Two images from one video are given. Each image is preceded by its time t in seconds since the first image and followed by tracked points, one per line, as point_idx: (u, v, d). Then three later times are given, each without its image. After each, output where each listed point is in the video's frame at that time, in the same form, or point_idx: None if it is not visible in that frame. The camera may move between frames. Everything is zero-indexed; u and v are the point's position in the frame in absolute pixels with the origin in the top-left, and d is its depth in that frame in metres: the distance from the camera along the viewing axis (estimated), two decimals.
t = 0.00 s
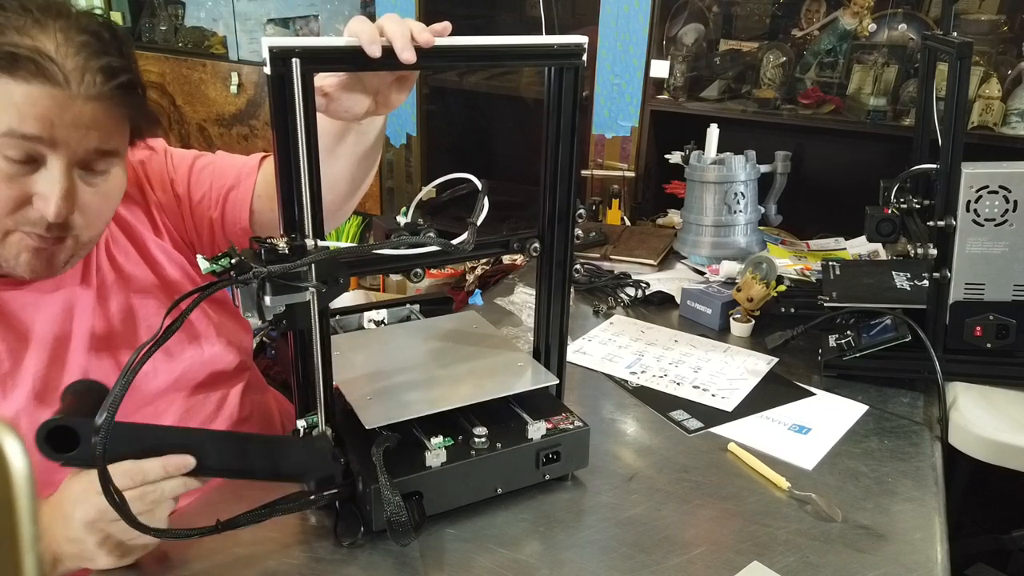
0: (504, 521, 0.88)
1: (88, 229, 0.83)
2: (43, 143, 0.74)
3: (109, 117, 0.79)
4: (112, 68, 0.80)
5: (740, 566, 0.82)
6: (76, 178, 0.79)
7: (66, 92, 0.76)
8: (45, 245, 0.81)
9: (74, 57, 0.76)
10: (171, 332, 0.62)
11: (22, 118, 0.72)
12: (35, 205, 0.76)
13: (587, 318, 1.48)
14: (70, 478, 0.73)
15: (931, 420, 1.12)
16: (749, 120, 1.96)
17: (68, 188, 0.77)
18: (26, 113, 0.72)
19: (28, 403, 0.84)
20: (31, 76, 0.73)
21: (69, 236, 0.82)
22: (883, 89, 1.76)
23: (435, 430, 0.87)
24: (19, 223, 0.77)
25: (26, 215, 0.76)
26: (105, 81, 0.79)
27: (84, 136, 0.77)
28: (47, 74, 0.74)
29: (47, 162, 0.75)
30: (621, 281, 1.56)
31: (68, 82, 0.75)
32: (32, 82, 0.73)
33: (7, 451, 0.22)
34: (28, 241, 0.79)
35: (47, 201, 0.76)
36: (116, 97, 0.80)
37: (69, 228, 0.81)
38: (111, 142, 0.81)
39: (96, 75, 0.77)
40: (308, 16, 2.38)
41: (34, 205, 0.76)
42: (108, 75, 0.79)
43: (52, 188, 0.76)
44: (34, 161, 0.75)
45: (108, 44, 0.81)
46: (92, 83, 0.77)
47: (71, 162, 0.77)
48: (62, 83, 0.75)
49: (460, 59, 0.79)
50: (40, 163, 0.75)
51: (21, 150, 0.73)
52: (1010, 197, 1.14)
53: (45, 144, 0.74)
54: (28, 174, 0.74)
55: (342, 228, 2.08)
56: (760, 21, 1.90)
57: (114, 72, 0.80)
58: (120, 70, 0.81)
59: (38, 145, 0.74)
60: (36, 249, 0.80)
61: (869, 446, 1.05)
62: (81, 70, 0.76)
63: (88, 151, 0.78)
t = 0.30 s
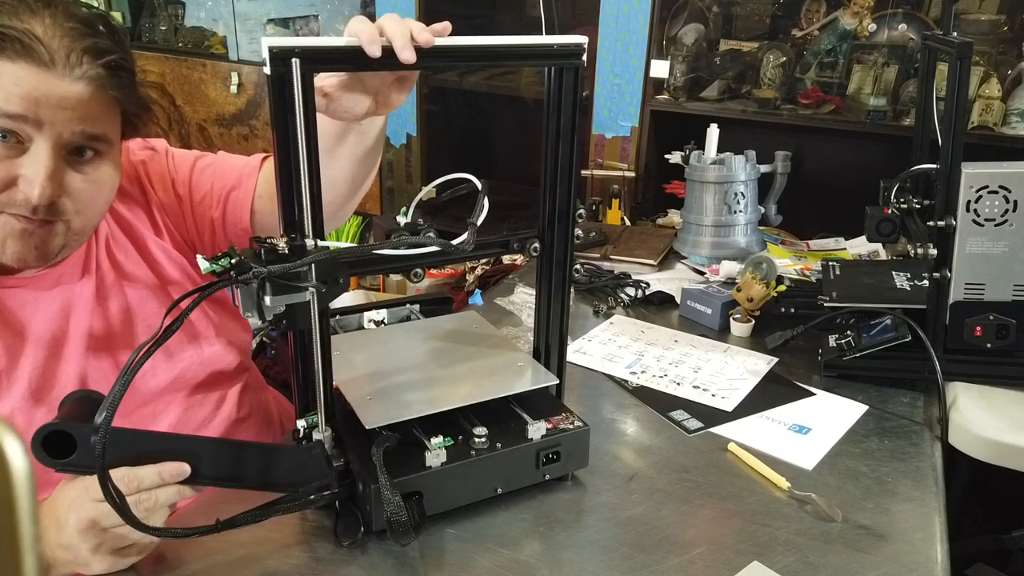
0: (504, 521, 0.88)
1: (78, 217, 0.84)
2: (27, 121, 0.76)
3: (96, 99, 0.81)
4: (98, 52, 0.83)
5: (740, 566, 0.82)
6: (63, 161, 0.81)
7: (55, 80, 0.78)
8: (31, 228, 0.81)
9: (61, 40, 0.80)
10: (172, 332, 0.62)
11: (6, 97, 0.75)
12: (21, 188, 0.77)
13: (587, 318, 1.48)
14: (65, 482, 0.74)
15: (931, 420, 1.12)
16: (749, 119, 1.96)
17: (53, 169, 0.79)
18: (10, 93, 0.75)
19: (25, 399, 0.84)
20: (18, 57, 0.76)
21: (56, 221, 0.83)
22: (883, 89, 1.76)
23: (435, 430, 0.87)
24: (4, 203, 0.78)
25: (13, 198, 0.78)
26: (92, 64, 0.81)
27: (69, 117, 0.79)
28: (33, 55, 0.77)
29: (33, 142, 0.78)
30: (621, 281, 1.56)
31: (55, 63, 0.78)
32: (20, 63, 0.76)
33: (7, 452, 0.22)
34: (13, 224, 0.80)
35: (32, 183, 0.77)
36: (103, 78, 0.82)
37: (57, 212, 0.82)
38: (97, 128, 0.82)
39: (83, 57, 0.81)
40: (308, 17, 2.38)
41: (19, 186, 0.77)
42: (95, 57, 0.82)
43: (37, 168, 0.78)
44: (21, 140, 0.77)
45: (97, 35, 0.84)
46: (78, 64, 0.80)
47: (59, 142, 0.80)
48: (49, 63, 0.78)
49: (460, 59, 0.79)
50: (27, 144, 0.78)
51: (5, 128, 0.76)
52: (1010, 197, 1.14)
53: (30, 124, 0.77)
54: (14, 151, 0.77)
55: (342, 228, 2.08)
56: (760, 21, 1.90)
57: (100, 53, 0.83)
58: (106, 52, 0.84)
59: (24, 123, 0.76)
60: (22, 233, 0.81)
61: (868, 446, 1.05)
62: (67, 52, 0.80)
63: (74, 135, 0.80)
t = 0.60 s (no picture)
0: (504, 521, 0.88)
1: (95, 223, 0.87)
2: (49, 151, 0.77)
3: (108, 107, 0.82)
4: (108, 68, 0.82)
5: (740, 566, 0.82)
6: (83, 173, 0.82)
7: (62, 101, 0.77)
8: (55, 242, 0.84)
9: (67, 61, 0.78)
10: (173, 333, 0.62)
11: (27, 129, 0.75)
12: (48, 209, 0.80)
13: (587, 318, 1.48)
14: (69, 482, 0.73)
15: (931, 420, 1.12)
16: (749, 119, 1.96)
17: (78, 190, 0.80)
18: (30, 123, 0.75)
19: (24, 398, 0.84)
20: (30, 86, 0.75)
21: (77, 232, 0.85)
22: (883, 89, 1.76)
23: (435, 431, 0.87)
24: (32, 226, 0.80)
25: (40, 219, 0.80)
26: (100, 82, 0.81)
27: (87, 138, 0.80)
28: (45, 82, 0.75)
29: (54, 167, 0.78)
30: (621, 281, 1.56)
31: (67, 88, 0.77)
32: (32, 92, 0.75)
33: (7, 451, 0.22)
34: (41, 243, 0.82)
35: (60, 204, 0.79)
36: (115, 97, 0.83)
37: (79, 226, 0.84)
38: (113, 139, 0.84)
39: (94, 79, 0.80)
40: (308, 16, 2.38)
41: (45, 208, 0.79)
42: (104, 76, 0.81)
43: (63, 191, 0.79)
44: (40, 166, 0.78)
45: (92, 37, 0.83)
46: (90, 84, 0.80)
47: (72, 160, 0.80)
48: (62, 88, 0.77)
49: (460, 59, 0.79)
50: (46, 169, 0.78)
51: (28, 160, 0.76)
52: (1010, 197, 1.14)
53: (53, 151, 0.77)
54: (34, 179, 0.78)
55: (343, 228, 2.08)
56: (760, 21, 1.90)
57: (110, 73, 0.82)
58: (115, 71, 0.83)
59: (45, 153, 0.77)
60: (47, 249, 0.83)
61: (868, 446, 1.05)
62: (76, 74, 0.78)
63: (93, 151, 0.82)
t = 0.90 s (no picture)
0: (504, 521, 0.88)
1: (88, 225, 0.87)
2: (38, 161, 0.76)
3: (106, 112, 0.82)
4: (95, 74, 0.80)
5: (740, 566, 0.82)
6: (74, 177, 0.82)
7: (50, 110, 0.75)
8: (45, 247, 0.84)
9: (51, 67, 0.77)
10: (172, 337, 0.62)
11: (14, 140, 0.74)
12: (37, 216, 0.79)
13: (587, 318, 1.48)
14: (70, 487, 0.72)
15: (931, 420, 1.12)
16: (749, 120, 1.96)
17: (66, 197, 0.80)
18: (16, 134, 0.74)
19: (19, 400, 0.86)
20: (13, 97, 0.73)
21: (68, 236, 0.85)
22: (883, 89, 1.76)
23: (435, 430, 0.87)
24: (21, 230, 0.80)
25: (29, 224, 0.80)
26: (89, 89, 0.79)
27: (76, 144, 0.79)
28: (29, 92, 0.74)
29: (41, 174, 0.78)
30: (621, 281, 1.56)
31: (53, 97, 0.75)
32: (18, 102, 0.73)
33: (7, 451, 0.22)
34: (31, 248, 0.82)
35: (49, 210, 0.79)
36: (102, 102, 0.80)
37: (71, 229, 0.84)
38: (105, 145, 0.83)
39: (80, 84, 0.78)
40: (308, 17, 2.38)
41: (35, 214, 0.79)
42: (91, 82, 0.79)
43: (53, 199, 0.79)
44: (27, 173, 0.77)
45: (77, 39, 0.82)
46: (76, 92, 0.78)
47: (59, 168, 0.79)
48: (46, 97, 0.75)
49: (460, 59, 0.79)
50: (33, 177, 0.77)
51: (16, 169, 0.75)
52: (1010, 197, 1.14)
53: (41, 161, 0.77)
54: (23, 187, 0.77)
55: (343, 227, 2.08)
56: (760, 21, 1.89)
57: (97, 79, 0.80)
58: (102, 76, 0.81)
59: (32, 163, 0.76)
60: (38, 254, 0.83)
61: (868, 446, 1.05)
62: (61, 79, 0.77)
63: (83, 159, 0.81)
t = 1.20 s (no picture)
0: (504, 521, 0.88)
1: (83, 228, 0.87)
2: (31, 166, 0.76)
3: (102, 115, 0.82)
4: (92, 81, 0.80)
5: (740, 566, 0.82)
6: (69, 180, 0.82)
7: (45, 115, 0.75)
8: (38, 249, 0.83)
9: (47, 72, 0.77)
10: (174, 345, 0.60)
11: (7, 144, 0.74)
12: (30, 219, 0.79)
13: (587, 318, 1.48)
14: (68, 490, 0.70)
15: (931, 420, 1.12)
16: (749, 119, 1.96)
17: (61, 202, 0.80)
18: (10, 138, 0.74)
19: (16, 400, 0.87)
20: (8, 102, 0.73)
21: (62, 239, 0.85)
22: (883, 89, 1.76)
23: (435, 431, 0.87)
24: (13, 232, 0.80)
25: (21, 227, 0.80)
26: (85, 94, 0.79)
27: (71, 150, 0.79)
28: (24, 98, 0.74)
29: (35, 179, 0.78)
30: (621, 281, 1.56)
31: (48, 103, 0.76)
32: (12, 108, 0.74)
33: (6, 451, 0.22)
34: (22, 249, 0.82)
35: (43, 215, 0.79)
36: (100, 108, 0.81)
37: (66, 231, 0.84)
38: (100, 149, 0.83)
39: (75, 89, 0.78)
40: (308, 16, 2.38)
41: (27, 217, 0.79)
42: (88, 87, 0.80)
43: (46, 203, 0.78)
44: (21, 178, 0.77)
45: (76, 43, 0.82)
46: (72, 98, 0.78)
47: (55, 174, 0.79)
48: (41, 103, 0.75)
49: (460, 59, 0.79)
50: (27, 181, 0.77)
51: (10, 174, 0.75)
52: (1010, 197, 1.14)
53: (34, 166, 0.76)
54: (18, 192, 0.77)
55: (343, 227, 2.08)
56: (760, 21, 1.89)
57: (94, 85, 0.80)
58: (99, 83, 0.81)
59: (26, 167, 0.76)
60: (30, 256, 0.83)
61: (868, 446, 1.05)
62: (56, 85, 0.77)
63: (77, 165, 0.81)
